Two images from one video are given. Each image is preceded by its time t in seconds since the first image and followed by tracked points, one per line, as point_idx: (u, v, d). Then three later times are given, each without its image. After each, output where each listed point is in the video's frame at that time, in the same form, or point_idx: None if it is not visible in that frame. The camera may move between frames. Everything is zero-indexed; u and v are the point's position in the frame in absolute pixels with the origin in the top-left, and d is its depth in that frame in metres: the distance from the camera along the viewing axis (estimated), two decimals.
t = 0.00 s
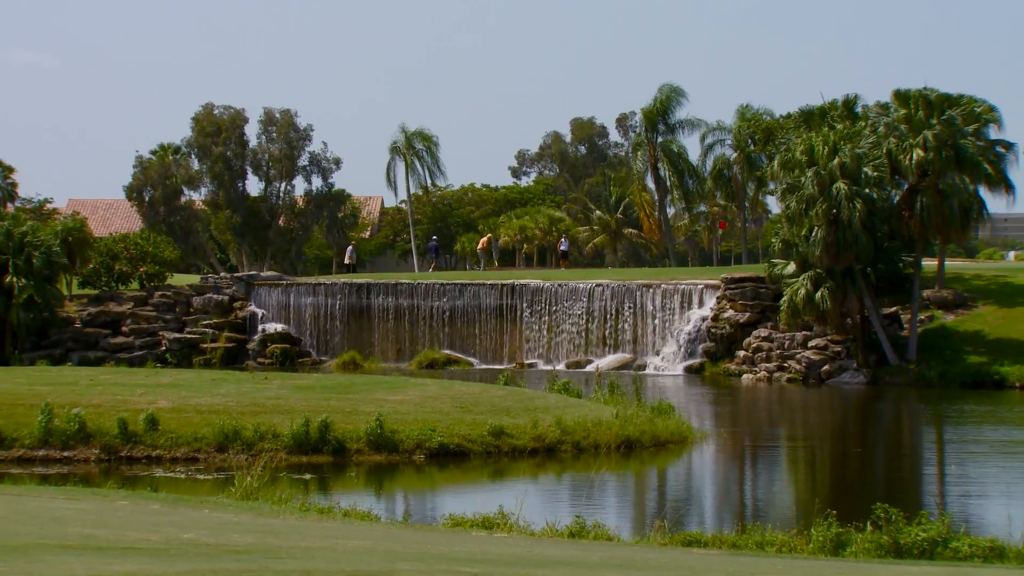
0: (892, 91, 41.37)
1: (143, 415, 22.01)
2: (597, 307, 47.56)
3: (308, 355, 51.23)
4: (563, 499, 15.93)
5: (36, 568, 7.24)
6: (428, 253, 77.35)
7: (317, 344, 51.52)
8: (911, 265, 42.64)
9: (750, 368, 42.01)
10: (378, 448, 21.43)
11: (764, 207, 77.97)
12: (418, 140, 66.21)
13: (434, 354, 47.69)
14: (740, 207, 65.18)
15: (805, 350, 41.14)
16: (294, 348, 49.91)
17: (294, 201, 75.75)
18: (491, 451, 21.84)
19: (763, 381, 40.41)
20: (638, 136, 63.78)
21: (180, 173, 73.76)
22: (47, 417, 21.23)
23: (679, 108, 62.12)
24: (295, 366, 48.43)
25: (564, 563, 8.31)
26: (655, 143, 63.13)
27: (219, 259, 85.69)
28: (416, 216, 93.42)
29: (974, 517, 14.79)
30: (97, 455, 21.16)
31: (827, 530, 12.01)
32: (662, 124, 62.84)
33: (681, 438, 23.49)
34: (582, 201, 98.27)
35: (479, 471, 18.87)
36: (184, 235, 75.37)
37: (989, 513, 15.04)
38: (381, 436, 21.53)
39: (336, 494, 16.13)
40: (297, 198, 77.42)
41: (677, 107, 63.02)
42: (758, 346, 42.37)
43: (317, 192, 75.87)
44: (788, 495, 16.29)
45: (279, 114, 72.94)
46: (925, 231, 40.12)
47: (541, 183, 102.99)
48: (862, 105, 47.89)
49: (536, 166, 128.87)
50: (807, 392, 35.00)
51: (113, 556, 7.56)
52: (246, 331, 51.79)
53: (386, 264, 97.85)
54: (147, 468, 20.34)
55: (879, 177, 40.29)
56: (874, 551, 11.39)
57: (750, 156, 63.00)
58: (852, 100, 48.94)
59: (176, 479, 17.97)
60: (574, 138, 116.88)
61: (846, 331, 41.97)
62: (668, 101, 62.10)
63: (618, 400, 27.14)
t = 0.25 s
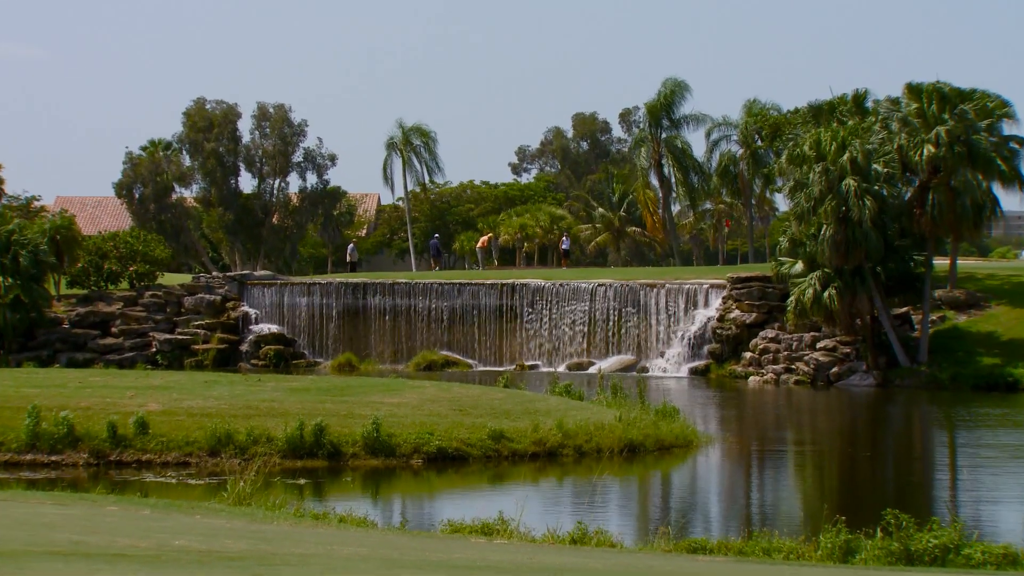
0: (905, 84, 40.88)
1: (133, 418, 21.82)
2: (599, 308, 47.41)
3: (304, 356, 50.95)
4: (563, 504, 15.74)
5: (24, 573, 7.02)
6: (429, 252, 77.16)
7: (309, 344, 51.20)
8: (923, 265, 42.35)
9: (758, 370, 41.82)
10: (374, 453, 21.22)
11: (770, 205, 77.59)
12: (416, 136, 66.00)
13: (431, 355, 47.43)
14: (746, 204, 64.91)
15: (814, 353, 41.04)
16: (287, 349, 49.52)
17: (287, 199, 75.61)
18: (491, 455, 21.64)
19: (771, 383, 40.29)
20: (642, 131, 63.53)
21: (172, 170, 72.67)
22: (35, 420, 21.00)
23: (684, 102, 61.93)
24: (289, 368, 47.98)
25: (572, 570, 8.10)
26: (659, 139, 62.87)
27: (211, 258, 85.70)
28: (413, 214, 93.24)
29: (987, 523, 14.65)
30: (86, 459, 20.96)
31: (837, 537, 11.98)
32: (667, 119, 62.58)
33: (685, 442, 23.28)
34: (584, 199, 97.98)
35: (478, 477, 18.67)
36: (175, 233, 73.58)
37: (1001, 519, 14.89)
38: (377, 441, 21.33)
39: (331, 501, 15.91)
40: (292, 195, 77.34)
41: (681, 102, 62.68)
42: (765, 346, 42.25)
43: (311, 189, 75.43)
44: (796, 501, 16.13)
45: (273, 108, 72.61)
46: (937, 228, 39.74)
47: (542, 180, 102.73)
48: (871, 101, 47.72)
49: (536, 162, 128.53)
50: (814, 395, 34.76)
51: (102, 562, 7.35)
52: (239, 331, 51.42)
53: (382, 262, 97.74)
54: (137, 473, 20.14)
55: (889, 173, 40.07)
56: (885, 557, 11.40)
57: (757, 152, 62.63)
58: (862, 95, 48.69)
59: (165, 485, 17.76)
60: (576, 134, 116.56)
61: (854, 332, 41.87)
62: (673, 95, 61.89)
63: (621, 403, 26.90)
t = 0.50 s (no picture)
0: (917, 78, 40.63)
1: (122, 421, 21.62)
2: (602, 308, 47.19)
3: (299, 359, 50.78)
4: (564, 509, 15.58)
5: None
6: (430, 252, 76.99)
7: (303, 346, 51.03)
8: (934, 263, 42.10)
9: (765, 372, 41.28)
10: (370, 457, 21.02)
11: (776, 203, 77.38)
12: (414, 131, 65.80)
13: (429, 357, 47.20)
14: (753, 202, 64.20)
15: (821, 354, 40.45)
16: (282, 351, 48.97)
17: (280, 197, 75.56)
18: (491, 460, 21.42)
19: (777, 386, 39.79)
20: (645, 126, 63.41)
21: (161, 167, 71.62)
22: (22, 424, 20.78)
23: (688, 96, 61.79)
24: (282, 370, 47.43)
25: None
26: (662, 134, 62.75)
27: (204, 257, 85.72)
28: (410, 211, 93.15)
29: (999, 529, 14.55)
30: (75, 464, 20.75)
31: (846, 543, 12.14)
32: (671, 114, 62.42)
33: (690, 445, 23.09)
34: (586, 197, 97.73)
35: (478, 481, 18.50)
36: (165, 231, 72.77)
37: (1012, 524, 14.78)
38: (374, 444, 21.14)
39: (327, 507, 15.72)
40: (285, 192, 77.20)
41: (685, 96, 62.51)
42: (772, 348, 41.78)
43: (306, 186, 75.47)
44: (804, 506, 16.00)
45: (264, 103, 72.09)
46: (949, 227, 39.24)
47: (543, 177, 102.46)
48: (881, 95, 47.55)
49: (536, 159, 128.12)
50: (823, 397, 34.59)
51: (92, 569, 7.14)
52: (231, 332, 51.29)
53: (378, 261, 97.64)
54: (127, 477, 19.94)
55: (898, 170, 39.99)
56: (896, 565, 11.50)
57: (764, 148, 62.23)
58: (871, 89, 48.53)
59: (155, 490, 17.59)
60: (579, 129, 116.22)
61: (864, 334, 41.43)
62: (676, 89, 61.80)
63: (624, 407, 26.66)
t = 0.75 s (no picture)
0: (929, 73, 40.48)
1: (112, 424, 21.40)
2: (604, 308, 46.97)
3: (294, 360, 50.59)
4: (565, 515, 15.38)
5: None
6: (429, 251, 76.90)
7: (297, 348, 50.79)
8: (947, 262, 41.83)
9: (773, 375, 40.98)
10: (365, 462, 20.83)
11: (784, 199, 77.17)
12: (411, 127, 65.56)
13: (427, 358, 47.00)
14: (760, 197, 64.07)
15: (830, 356, 40.15)
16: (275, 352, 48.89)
17: (273, 194, 75.17)
18: (491, 464, 21.24)
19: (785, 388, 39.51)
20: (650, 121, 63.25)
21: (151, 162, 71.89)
22: (9, 427, 20.54)
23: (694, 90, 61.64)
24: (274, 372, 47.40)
25: None
26: (667, 129, 62.61)
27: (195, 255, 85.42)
28: (407, 208, 92.83)
29: (1012, 536, 14.36)
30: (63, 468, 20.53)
31: (856, 552, 12.00)
32: (676, 108, 62.26)
33: (696, 449, 22.88)
34: (589, 194, 97.47)
35: (477, 486, 18.31)
36: (155, 229, 73.32)
37: None
38: (370, 448, 20.96)
39: (322, 512, 15.52)
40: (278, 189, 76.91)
41: (690, 90, 62.28)
42: (779, 349, 41.54)
43: (300, 183, 75.10)
44: (813, 512, 15.81)
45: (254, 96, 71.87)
46: (962, 225, 39.01)
47: (545, 173, 102.18)
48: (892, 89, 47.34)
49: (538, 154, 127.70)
50: (832, 400, 34.41)
51: None
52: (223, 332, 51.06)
53: (375, 260, 97.35)
54: (116, 482, 19.74)
55: (909, 166, 39.80)
56: (906, 573, 11.37)
57: (772, 143, 62.00)
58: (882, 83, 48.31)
59: (144, 494, 17.38)
60: (581, 124, 115.91)
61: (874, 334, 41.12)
62: (681, 83, 61.63)
63: (628, 410, 26.44)
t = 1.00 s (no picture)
0: (941, 66, 40.20)
1: (100, 428, 21.20)
2: (606, 308, 46.77)
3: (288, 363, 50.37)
4: (566, 521, 15.18)
5: None
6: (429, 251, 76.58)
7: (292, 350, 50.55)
8: (960, 261, 41.54)
9: (782, 377, 40.69)
10: (360, 468, 20.62)
11: (792, 197, 76.88)
12: (407, 121, 65.25)
13: (424, 360, 46.81)
14: (767, 192, 63.89)
15: (840, 358, 39.87)
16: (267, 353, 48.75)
17: (268, 190, 75.07)
18: (490, 470, 21.04)
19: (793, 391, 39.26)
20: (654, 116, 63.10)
21: (141, 158, 71.51)
22: None
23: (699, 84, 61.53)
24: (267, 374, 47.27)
25: None
26: (671, 124, 62.48)
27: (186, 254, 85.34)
28: (405, 206, 92.62)
29: None
30: (50, 472, 20.33)
31: (867, 558, 12.08)
32: (681, 102, 62.09)
33: (701, 454, 22.67)
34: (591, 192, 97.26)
35: (476, 491, 18.11)
36: (145, 227, 72.59)
37: None
38: (365, 453, 20.76)
39: (316, 519, 15.31)
40: (272, 186, 76.70)
41: (695, 83, 62.08)
42: (788, 351, 41.33)
43: (294, 180, 75.20)
44: (821, 518, 15.59)
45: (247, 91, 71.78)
46: (976, 222, 38.81)
47: (546, 170, 101.95)
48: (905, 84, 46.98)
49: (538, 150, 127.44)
50: (842, 403, 34.17)
51: None
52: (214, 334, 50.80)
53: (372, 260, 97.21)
54: (104, 488, 19.53)
55: (921, 163, 39.39)
56: None
57: (778, 137, 61.78)
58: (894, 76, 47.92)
59: (134, 501, 17.19)
60: (583, 119, 115.68)
61: (886, 335, 40.78)
62: (686, 77, 61.49)
63: (632, 413, 26.20)
